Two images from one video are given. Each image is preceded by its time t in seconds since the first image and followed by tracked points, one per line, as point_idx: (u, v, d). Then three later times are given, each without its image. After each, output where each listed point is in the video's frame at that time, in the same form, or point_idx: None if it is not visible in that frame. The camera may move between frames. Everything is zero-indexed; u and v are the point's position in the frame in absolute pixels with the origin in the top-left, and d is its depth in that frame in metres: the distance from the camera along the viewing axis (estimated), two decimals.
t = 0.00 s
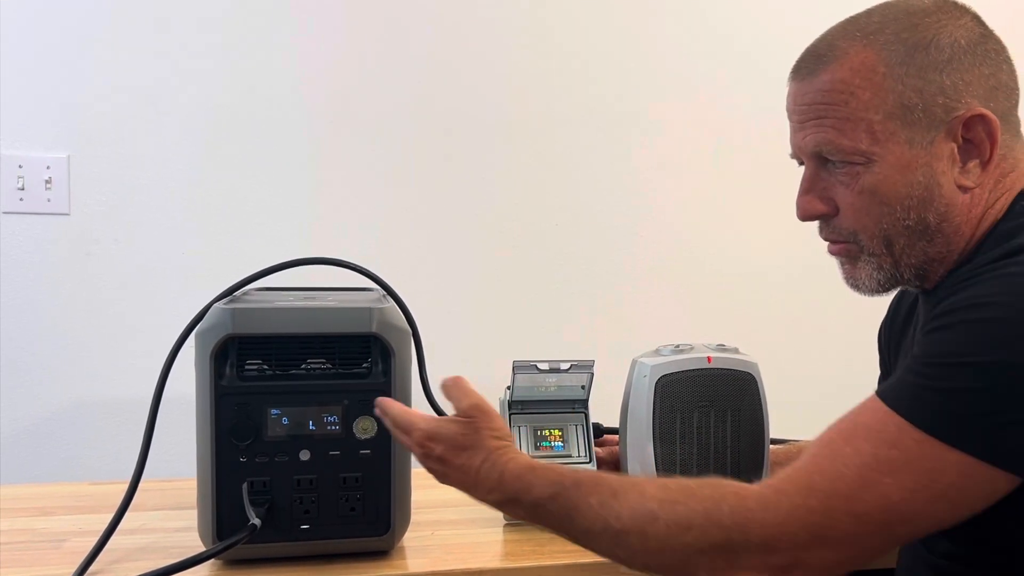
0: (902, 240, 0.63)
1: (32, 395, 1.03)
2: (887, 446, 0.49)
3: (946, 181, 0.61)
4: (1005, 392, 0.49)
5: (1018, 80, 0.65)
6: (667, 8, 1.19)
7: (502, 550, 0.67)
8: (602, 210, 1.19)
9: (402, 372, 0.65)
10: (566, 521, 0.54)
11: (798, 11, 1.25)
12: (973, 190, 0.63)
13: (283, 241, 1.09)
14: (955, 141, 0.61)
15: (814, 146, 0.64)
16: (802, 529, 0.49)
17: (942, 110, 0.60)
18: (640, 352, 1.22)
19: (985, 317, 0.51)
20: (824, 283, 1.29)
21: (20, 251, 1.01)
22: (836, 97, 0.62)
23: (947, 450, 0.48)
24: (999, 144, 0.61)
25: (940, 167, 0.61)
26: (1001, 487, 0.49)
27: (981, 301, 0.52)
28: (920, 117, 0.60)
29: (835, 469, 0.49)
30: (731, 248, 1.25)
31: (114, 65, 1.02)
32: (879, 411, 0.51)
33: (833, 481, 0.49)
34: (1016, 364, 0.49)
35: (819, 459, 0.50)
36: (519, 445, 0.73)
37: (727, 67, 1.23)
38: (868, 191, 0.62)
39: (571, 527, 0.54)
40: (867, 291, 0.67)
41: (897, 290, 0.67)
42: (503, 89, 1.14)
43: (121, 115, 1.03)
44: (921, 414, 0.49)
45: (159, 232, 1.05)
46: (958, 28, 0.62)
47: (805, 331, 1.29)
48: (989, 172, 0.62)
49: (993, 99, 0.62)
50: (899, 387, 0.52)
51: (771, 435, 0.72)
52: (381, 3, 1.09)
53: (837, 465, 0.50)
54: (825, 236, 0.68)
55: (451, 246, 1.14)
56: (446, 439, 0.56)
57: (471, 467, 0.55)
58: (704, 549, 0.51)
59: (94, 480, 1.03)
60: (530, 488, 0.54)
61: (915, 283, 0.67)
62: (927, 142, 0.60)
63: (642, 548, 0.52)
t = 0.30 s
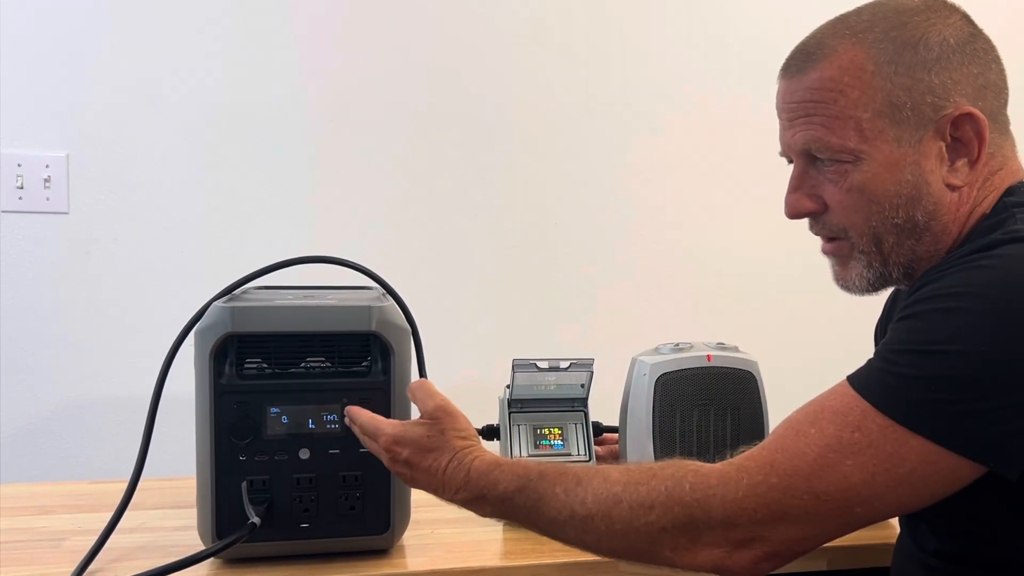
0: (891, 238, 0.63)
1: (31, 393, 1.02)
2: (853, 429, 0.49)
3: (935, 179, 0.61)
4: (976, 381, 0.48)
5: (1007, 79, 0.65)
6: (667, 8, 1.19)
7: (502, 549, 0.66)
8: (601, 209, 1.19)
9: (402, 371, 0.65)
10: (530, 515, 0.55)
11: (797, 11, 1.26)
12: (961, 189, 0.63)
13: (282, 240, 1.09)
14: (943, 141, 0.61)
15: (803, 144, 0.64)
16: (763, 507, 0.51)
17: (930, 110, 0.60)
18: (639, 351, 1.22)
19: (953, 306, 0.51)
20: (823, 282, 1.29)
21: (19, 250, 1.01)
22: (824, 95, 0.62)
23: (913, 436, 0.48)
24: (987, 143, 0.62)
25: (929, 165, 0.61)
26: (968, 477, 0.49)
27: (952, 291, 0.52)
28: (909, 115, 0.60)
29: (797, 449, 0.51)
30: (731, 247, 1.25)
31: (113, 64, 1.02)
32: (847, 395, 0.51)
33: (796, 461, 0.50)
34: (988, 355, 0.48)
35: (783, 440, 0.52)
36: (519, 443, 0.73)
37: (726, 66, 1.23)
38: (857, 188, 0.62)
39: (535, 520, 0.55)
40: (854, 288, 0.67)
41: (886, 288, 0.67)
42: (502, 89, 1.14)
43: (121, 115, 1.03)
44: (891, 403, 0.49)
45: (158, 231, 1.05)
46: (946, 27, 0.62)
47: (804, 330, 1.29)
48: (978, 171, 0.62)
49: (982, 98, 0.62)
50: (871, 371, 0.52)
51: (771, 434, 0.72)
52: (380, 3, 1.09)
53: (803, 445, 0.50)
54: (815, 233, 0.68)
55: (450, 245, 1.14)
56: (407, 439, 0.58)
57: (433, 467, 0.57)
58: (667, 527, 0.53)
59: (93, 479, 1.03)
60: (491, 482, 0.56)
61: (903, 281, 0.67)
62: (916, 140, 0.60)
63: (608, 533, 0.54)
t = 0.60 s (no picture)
0: (890, 235, 0.63)
1: (31, 392, 1.02)
2: (908, 475, 0.49)
3: (934, 175, 0.61)
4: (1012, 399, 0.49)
5: (1004, 76, 0.65)
6: (667, 7, 1.19)
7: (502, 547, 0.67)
8: (600, 208, 1.19)
9: (400, 369, 0.65)
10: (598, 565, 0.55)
11: (797, 10, 1.26)
12: (959, 185, 0.62)
13: (281, 239, 1.09)
14: (942, 137, 0.61)
15: (801, 139, 0.65)
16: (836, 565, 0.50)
17: (929, 105, 0.60)
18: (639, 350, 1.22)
19: (970, 331, 0.51)
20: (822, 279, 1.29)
21: (19, 248, 1.01)
22: (822, 90, 0.62)
23: (967, 469, 0.49)
24: (985, 139, 0.62)
25: (927, 161, 0.61)
26: None
27: (964, 313, 0.53)
28: (907, 111, 0.60)
29: (859, 504, 0.50)
30: (730, 246, 1.25)
31: (112, 63, 1.02)
32: (889, 438, 0.51)
33: (862, 517, 0.50)
34: (1016, 372, 0.49)
35: (839, 493, 0.51)
36: (518, 442, 0.73)
37: (725, 65, 1.23)
38: (855, 184, 0.62)
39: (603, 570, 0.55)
40: (851, 284, 0.67)
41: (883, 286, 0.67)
42: (502, 88, 1.14)
43: (120, 114, 1.03)
44: (923, 432, 0.50)
45: (158, 229, 1.05)
46: (945, 24, 0.62)
47: (803, 327, 1.29)
48: (977, 166, 0.62)
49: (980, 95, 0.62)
50: (905, 408, 0.52)
51: (770, 432, 0.72)
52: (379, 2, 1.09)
53: (862, 499, 0.50)
54: (813, 228, 0.69)
55: (449, 244, 1.14)
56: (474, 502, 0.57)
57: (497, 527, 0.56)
58: None
59: (92, 478, 1.03)
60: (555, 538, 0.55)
61: (901, 278, 0.67)
62: (914, 135, 0.60)
63: None
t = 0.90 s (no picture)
0: (893, 236, 0.64)
1: (30, 392, 1.02)
2: (1012, 526, 0.52)
3: (939, 177, 0.62)
4: None
5: (1012, 76, 0.65)
6: (667, 7, 1.19)
7: (501, 546, 0.67)
8: (600, 208, 1.19)
9: (400, 368, 0.65)
10: None
11: (798, 10, 1.25)
12: (964, 187, 0.63)
13: (281, 238, 1.09)
14: (948, 139, 0.61)
15: (805, 142, 0.65)
16: None
17: (934, 106, 0.61)
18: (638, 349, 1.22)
19: None
20: (821, 279, 1.29)
21: (18, 248, 1.01)
22: (825, 92, 0.63)
23: None
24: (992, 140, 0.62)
25: (932, 163, 0.62)
26: None
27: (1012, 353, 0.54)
28: (912, 113, 0.61)
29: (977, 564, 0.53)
30: (729, 246, 1.25)
31: (112, 63, 1.02)
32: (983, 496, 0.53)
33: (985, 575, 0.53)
34: None
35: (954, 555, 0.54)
36: (518, 441, 0.73)
37: (724, 65, 1.23)
38: (859, 186, 0.63)
39: None
40: (852, 284, 0.68)
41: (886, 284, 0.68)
42: (503, 88, 1.14)
43: (120, 114, 1.03)
44: None
45: (157, 229, 1.05)
46: (953, 24, 0.62)
47: (803, 327, 1.29)
48: (983, 168, 0.63)
49: (987, 96, 0.62)
50: (981, 459, 0.54)
51: (770, 431, 0.72)
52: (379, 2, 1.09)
53: (977, 560, 0.53)
54: (817, 230, 0.69)
55: (449, 243, 1.14)
56: None
57: None
58: None
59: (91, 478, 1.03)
60: None
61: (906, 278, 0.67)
62: (918, 137, 0.61)
63: None
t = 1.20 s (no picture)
0: (893, 239, 0.66)
1: (30, 392, 1.02)
2: (1005, 510, 0.52)
3: (932, 182, 0.63)
4: None
5: (1017, 74, 0.64)
6: (667, 7, 1.19)
7: (502, 546, 0.67)
8: (600, 207, 1.19)
9: (401, 367, 0.65)
10: None
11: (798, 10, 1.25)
12: (961, 191, 0.63)
13: (281, 238, 1.09)
14: (941, 146, 0.62)
15: (807, 149, 0.67)
16: None
17: (922, 113, 0.61)
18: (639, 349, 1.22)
19: None
20: (821, 279, 1.29)
21: (18, 248, 1.01)
22: (819, 103, 0.65)
23: None
24: (987, 144, 0.62)
25: (926, 169, 0.62)
26: None
27: None
28: (901, 121, 0.62)
29: (961, 546, 0.53)
30: (729, 245, 1.25)
31: (111, 62, 1.02)
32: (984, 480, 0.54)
33: (968, 555, 0.52)
34: None
35: (939, 539, 0.54)
36: (519, 441, 0.73)
37: (724, 65, 1.23)
38: (856, 192, 0.65)
39: None
40: (863, 283, 0.70)
41: (897, 283, 0.69)
42: (503, 88, 1.14)
43: (119, 114, 1.03)
44: None
45: (158, 229, 1.05)
46: (945, 29, 0.62)
47: (802, 326, 1.29)
48: (981, 170, 0.63)
49: (981, 98, 0.62)
50: (986, 442, 0.54)
51: (771, 432, 0.73)
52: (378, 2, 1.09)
53: (962, 541, 0.53)
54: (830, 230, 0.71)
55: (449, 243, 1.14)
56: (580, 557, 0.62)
57: None
58: None
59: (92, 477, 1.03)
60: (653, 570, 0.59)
61: (918, 277, 0.69)
62: (909, 144, 0.62)
63: None
